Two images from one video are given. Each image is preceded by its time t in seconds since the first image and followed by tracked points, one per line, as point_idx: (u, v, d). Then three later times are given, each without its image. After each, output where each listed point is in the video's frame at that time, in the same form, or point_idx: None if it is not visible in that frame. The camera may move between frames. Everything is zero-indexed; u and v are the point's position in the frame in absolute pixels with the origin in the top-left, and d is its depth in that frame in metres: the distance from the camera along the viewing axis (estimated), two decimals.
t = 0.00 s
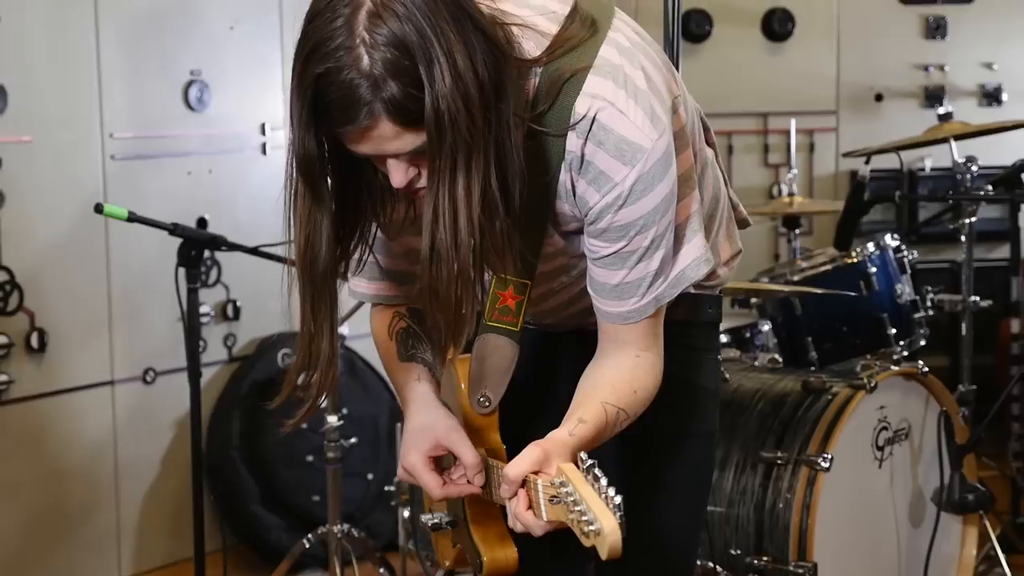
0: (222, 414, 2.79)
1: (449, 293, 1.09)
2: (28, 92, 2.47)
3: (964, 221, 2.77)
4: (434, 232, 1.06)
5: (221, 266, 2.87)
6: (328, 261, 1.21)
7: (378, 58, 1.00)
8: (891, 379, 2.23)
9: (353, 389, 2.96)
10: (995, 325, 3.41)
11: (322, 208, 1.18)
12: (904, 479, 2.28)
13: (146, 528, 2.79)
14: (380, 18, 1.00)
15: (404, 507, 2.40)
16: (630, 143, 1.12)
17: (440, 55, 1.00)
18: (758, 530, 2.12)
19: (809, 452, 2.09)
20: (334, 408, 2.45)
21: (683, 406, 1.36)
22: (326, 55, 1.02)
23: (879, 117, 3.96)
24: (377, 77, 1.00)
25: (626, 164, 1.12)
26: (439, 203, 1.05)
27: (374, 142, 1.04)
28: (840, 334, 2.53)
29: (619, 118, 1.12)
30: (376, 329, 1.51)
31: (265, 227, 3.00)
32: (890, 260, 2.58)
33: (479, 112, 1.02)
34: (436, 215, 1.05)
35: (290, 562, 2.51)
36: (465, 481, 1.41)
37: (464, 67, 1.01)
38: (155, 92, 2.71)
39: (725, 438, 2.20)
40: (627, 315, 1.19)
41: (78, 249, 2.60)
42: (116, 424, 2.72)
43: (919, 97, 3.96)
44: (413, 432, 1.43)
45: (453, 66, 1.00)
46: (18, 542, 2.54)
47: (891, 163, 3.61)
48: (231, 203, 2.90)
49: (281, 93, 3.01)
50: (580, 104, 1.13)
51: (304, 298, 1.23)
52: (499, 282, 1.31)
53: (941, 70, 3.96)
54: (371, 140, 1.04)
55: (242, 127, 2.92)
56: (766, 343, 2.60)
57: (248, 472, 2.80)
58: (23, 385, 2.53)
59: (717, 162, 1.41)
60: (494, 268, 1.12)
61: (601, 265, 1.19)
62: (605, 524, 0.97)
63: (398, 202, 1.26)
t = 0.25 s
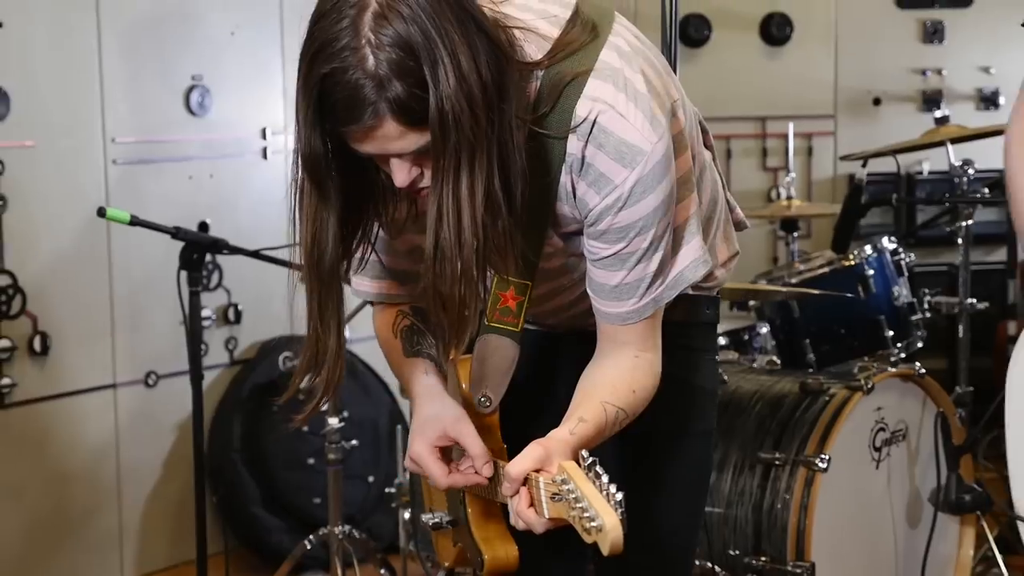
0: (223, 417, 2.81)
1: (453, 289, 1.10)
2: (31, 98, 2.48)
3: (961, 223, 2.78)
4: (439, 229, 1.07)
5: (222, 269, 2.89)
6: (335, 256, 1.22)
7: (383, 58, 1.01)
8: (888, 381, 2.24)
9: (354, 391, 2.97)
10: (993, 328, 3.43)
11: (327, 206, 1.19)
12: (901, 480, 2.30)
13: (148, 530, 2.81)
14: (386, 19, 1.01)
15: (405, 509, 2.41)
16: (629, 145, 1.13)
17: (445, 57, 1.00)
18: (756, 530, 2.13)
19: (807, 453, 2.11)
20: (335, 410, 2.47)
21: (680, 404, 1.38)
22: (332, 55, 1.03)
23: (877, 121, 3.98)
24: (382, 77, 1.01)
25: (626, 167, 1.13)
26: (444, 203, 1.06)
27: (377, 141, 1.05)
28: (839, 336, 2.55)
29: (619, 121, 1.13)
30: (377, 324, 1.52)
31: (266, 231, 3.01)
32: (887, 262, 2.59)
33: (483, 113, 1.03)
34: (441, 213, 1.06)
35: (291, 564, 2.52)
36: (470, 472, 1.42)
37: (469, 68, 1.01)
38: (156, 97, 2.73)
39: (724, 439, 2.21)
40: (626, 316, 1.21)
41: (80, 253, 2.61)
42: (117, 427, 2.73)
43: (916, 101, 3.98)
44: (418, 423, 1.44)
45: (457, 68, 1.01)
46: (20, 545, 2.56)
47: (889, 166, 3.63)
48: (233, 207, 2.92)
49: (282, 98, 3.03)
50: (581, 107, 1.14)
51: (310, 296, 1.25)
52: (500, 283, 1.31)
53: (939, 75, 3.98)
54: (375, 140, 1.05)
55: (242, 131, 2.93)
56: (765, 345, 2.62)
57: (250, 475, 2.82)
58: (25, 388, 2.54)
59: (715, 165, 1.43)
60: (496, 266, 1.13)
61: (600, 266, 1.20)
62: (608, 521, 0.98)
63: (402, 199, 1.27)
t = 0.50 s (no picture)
0: (217, 417, 2.82)
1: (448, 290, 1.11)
2: (29, 98, 2.50)
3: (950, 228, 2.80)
4: (435, 230, 1.07)
5: (217, 270, 2.90)
6: (331, 254, 1.23)
7: (381, 60, 1.02)
8: (877, 385, 2.26)
9: (347, 392, 2.98)
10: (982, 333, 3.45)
11: (324, 205, 1.21)
12: (889, 483, 2.32)
13: (141, 529, 2.82)
14: (384, 21, 1.02)
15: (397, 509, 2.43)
16: (622, 150, 1.14)
17: (442, 59, 1.02)
18: (745, 532, 2.15)
19: (796, 455, 2.12)
20: (328, 410, 2.49)
21: (670, 404, 1.39)
22: (330, 56, 1.04)
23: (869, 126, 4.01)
24: (379, 79, 1.02)
25: (618, 171, 1.14)
26: (440, 203, 1.06)
27: (374, 142, 1.06)
28: (828, 340, 2.56)
29: (612, 126, 1.14)
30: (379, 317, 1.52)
31: (261, 232, 3.03)
32: (877, 267, 2.62)
33: (479, 116, 1.04)
34: (436, 214, 1.07)
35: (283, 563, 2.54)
36: (460, 468, 1.47)
37: (465, 71, 1.02)
38: (152, 99, 2.74)
39: (714, 441, 2.23)
40: (617, 318, 1.22)
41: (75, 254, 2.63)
42: (112, 427, 2.75)
43: (908, 107, 4.03)
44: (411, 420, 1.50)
45: (454, 71, 1.02)
46: (12, 543, 2.57)
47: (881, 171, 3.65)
48: (228, 208, 2.94)
49: (278, 100, 3.04)
50: (575, 112, 1.15)
51: (306, 294, 1.26)
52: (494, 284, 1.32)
53: (930, 81, 4.03)
54: (372, 140, 1.06)
55: (238, 133, 2.95)
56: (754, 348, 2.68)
57: (243, 475, 2.83)
58: (20, 387, 2.56)
59: (706, 170, 1.45)
60: (490, 268, 1.14)
61: (591, 269, 1.21)
62: (603, 522, 1.05)
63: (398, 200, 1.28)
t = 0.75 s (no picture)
0: (209, 421, 2.84)
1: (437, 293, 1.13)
2: (23, 103, 2.52)
3: (936, 232, 2.83)
4: (423, 234, 1.09)
5: (209, 275, 2.92)
6: (321, 255, 1.25)
7: (371, 65, 1.04)
8: (862, 387, 2.29)
9: (339, 396, 3.00)
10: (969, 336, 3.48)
11: (314, 208, 1.23)
12: (875, 484, 2.34)
13: (134, 533, 2.84)
14: (375, 27, 1.04)
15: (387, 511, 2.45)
16: (611, 156, 1.15)
17: (431, 65, 1.03)
18: (732, 533, 2.17)
19: (782, 457, 2.14)
20: (318, 413, 2.50)
21: (658, 406, 1.41)
22: (321, 62, 1.06)
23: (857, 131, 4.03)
24: (370, 84, 1.04)
25: (606, 177, 1.15)
26: (431, 207, 1.07)
27: (364, 146, 1.08)
28: (816, 343, 2.60)
29: (601, 132, 1.15)
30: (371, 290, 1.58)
31: (253, 237, 3.05)
32: (864, 270, 2.64)
33: (468, 121, 1.05)
34: (425, 218, 1.08)
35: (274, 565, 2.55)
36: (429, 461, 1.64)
37: (455, 77, 1.04)
38: (145, 104, 2.76)
39: (702, 443, 2.25)
40: (606, 321, 1.23)
41: (68, 258, 2.64)
42: (104, 431, 2.76)
43: (895, 112, 4.04)
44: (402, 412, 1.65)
45: (444, 76, 1.04)
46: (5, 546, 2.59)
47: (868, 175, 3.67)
48: (220, 213, 2.95)
49: (269, 106, 3.06)
50: (564, 118, 1.15)
51: (296, 295, 1.28)
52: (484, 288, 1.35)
53: (917, 87, 4.05)
54: (362, 144, 1.08)
55: (230, 138, 2.97)
56: (743, 352, 2.64)
57: (235, 478, 2.85)
58: (13, 391, 2.57)
59: (694, 176, 1.46)
60: (479, 270, 1.16)
61: (581, 272, 1.22)
62: (602, 525, 1.03)
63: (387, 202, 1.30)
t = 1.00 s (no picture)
0: (200, 423, 2.85)
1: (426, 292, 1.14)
2: (15, 106, 2.54)
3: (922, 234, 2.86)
4: (412, 234, 1.11)
5: (199, 278, 2.94)
6: (310, 257, 1.27)
7: (361, 67, 1.06)
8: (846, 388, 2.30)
9: (329, 398, 3.02)
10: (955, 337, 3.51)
11: (304, 207, 1.25)
12: (861, 483, 2.36)
13: (125, 534, 2.85)
14: (364, 29, 1.06)
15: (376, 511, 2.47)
16: (600, 156, 1.14)
17: (420, 67, 1.05)
18: (719, 531, 2.19)
19: (768, 456, 2.16)
20: (308, 414, 2.52)
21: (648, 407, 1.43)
22: (311, 63, 1.07)
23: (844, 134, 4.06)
24: (359, 85, 1.06)
25: (596, 177, 1.15)
26: (421, 206, 1.09)
27: (354, 146, 1.10)
28: (803, 344, 2.63)
29: (589, 132, 1.14)
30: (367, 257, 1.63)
31: (244, 239, 3.07)
32: (849, 272, 2.67)
33: (457, 122, 1.07)
34: (414, 218, 1.10)
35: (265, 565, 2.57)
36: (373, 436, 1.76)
37: (443, 79, 1.06)
38: (135, 108, 2.78)
39: (688, 442, 2.27)
40: (597, 320, 1.23)
41: (59, 261, 2.66)
42: (96, 433, 2.78)
43: (882, 115, 4.07)
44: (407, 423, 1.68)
45: (432, 78, 1.05)
46: None
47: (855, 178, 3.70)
48: (211, 216, 2.97)
49: (260, 110, 3.08)
50: (553, 119, 1.15)
51: (286, 293, 1.30)
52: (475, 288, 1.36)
53: (903, 89, 4.08)
54: (352, 145, 1.10)
55: (220, 142, 2.99)
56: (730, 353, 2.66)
57: (226, 479, 2.86)
58: (5, 393, 2.59)
59: (680, 177, 1.46)
60: (469, 270, 1.17)
61: (572, 272, 1.22)
62: (604, 527, 1.04)
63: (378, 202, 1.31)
